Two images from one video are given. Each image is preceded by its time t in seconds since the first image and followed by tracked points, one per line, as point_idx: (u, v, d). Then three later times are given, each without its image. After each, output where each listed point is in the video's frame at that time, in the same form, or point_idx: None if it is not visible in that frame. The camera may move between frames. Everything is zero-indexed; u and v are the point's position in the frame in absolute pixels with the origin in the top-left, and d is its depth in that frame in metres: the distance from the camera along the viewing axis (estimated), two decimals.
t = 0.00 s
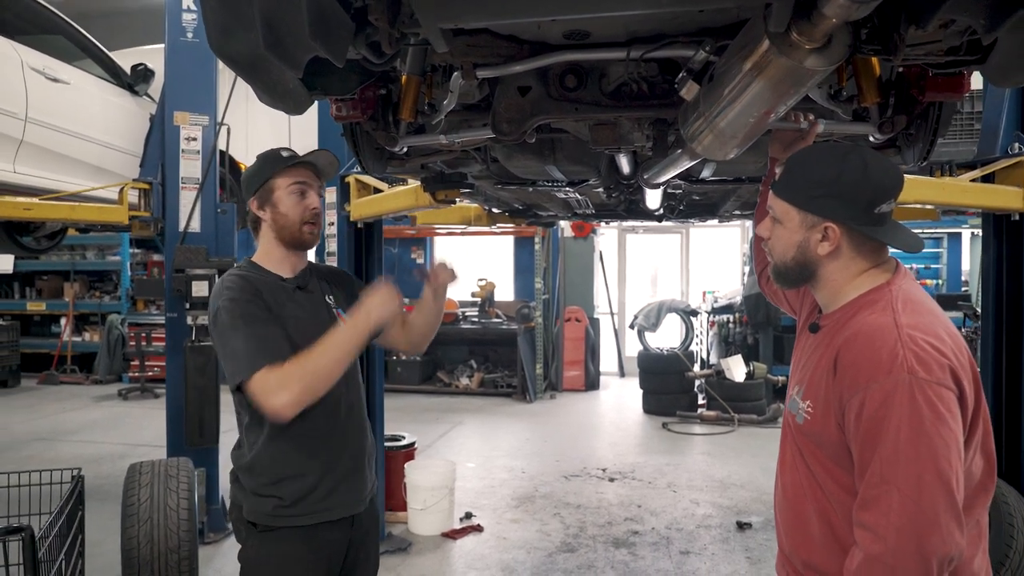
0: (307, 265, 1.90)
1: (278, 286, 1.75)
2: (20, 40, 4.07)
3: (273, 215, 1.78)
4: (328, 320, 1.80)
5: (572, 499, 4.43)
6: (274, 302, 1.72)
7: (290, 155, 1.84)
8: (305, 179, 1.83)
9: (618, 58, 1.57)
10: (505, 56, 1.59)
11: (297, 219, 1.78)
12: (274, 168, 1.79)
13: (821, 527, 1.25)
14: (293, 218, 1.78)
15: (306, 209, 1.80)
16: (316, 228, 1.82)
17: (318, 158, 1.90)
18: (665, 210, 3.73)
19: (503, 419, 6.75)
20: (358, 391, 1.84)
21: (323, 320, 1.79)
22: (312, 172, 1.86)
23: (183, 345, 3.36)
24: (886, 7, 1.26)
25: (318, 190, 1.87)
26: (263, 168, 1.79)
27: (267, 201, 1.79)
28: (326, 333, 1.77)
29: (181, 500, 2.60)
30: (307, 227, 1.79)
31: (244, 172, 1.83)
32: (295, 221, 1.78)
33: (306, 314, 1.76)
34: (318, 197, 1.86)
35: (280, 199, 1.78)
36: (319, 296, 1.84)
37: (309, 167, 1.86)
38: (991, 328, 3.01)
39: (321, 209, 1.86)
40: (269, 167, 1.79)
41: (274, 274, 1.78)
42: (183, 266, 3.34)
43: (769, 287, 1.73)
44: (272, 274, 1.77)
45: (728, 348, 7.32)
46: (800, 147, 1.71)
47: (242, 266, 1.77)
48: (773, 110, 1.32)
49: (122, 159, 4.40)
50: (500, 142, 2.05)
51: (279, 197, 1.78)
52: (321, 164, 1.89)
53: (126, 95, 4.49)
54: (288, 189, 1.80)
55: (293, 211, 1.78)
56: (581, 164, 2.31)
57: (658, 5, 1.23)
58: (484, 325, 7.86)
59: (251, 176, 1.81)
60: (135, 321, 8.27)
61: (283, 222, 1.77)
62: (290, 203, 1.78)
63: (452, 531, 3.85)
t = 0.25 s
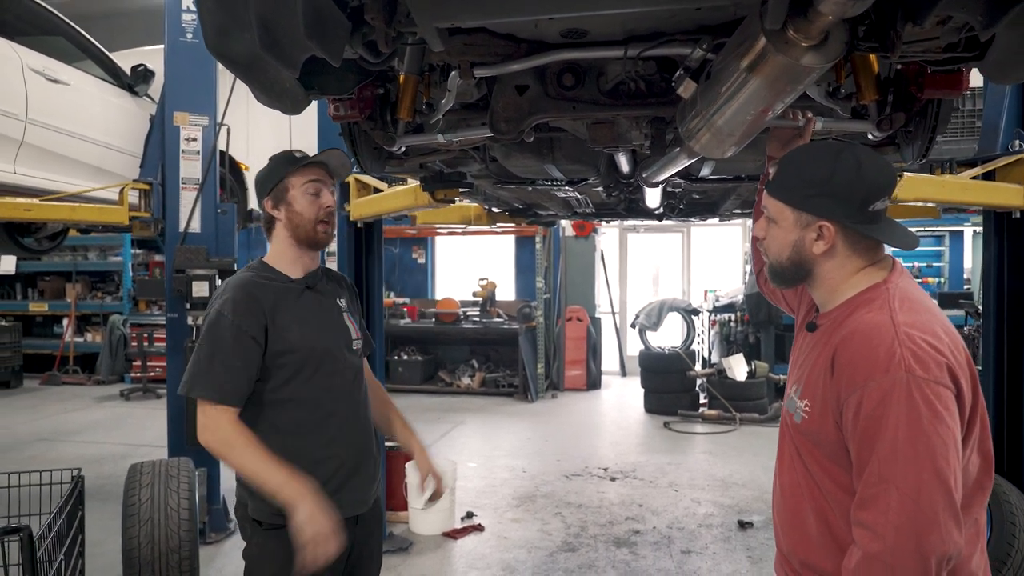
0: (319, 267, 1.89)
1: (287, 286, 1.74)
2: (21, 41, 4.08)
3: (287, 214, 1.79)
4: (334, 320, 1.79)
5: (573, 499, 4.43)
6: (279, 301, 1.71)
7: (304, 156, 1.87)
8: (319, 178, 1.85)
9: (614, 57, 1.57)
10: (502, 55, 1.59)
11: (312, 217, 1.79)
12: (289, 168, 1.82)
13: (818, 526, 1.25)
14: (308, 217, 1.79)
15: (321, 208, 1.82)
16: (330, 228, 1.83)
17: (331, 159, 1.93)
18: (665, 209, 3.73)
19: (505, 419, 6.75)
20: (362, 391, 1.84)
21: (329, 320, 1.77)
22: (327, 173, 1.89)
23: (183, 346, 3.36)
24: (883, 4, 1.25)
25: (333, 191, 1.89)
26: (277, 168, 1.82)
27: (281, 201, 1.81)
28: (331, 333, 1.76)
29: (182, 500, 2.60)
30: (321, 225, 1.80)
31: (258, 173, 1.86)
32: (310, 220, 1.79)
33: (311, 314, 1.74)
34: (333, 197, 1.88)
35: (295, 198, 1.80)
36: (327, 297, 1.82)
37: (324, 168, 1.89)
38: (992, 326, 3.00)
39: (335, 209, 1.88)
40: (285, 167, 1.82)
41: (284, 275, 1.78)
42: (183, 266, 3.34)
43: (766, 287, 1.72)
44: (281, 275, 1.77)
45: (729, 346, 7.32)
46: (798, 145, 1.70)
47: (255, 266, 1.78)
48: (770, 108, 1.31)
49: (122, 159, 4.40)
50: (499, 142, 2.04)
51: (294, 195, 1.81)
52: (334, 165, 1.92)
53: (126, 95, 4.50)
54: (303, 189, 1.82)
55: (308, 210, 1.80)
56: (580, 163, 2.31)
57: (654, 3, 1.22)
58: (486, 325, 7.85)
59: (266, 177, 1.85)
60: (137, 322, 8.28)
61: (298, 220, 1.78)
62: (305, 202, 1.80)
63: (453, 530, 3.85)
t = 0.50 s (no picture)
0: (325, 261, 1.88)
1: (290, 287, 1.74)
2: (21, 42, 4.08)
3: (276, 220, 1.80)
4: (337, 321, 1.79)
5: (574, 498, 4.42)
6: (281, 301, 1.71)
7: (292, 156, 1.81)
8: (302, 182, 1.79)
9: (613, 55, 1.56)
10: (500, 54, 1.59)
11: (296, 223, 1.77)
12: (271, 175, 1.79)
13: (817, 524, 1.25)
14: (292, 222, 1.77)
15: (304, 212, 1.77)
16: (321, 228, 1.79)
17: (323, 157, 1.84)
18: (665, 208, 3.72)
19: (506, 418, 6.75)
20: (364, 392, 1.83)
21: (332, 321, 1.77)
22: (316, 171, 1.83)
23: (184, 346, 3.36)
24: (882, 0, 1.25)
25: (324, 190, 1.82)
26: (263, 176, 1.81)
27: (271, 207, 1.81)
28: (333, 334, 1.76)
29: (182, 500, 2.60)
30: (306, 229, 1.77)
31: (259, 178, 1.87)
32: (294, 225, 1.77)
33: (315, 317, 1.74)
34: (322, 198, 1.81)
35: (279, 205, 1.78)
36: (331, 298, 1.81)
37: (313, 166, 1.82)
38: (994, 325, 2.99)
39: (326, 209, 1.82)
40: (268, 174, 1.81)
41: (287, 275, 1.77)
42: (183, 267, 3.34)
43: (766, 287, 1.71)
44: (283, 275, 1.76)
45: (731, 345, 7.30)
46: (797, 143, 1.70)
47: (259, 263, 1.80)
48: (769, 106, 1.31)
49: (122, 160, 4.40)
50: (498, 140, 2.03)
51: (278, 202, 1.79)
52: (325, 162, 1.84)
53: (126, 96, 4.50)
54: (287, 194, 1.79)
55: (292, 216, 1.77)
56: (579, 161, 2.30)
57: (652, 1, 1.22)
58: (487, 324, 7.85)
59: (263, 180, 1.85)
60: (138, 322, 8.28)
61: (284, 226, 1.78)
62: (288, 208, 1.78)
63: (454, 530, 3.84)
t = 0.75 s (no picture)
0: (319, 263, 1.86)
1: (282, 285, 1.73)
2: (17, 40, 4.07)
3: (271, 218, 1.79)
4: (330, 319, 1.77)
5: (573, 496, 4.42)
6: (272, 301, 1.70)
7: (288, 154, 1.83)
8: (298, 180, 1.80)
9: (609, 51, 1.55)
10: (495, 50, 1.57)
11: (291, 220, 1.76)
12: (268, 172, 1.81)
13: (813, 521, 1.24)
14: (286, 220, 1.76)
15: (299, 209, 1.77)
16: (315, 226, 1.78)
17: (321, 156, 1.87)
18: (663, 205, 3.72)
19: (505, 416, 6.74)
20: (358, 391, 1.82)
21: (325, 320, 1.75)
22: (312, 170, 1.83)
23: (181, 344, 3.35)
24: None
25: (320, 189, 1.83)
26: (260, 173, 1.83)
27: (266, 205, 1.81)
28: (326, 332, 1.74)
29: (179, 500, 2.59)
30: (302, 226, 1.76)
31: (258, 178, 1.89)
32: (289, 222, 1.76)
33: (305, 317, 1.72)
34: (318, 196, 1.82)
35: (274, 202, 1.79)
36: (325, 297, 1.79)
37: (309, 165, 1.83)
38: (991, 322, 2.99)
39: (322, 208, 1.81)
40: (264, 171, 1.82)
41: (278, 273, 1.76)
42: (180, 266, 3.33)
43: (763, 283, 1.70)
44: (275, 274, 1.76)
45: (729, 343, 7.30)
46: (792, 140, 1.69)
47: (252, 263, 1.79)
48: (764, 101, 1.30)
49: (118, 158, 4.38)
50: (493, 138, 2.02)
51: (274, 200, 1.79)
52: (322, 161, 1.84)
53: (122, 94, 4.48)
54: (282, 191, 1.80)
55: (287, 213, 1.77)
56: (576, 159, 2.29)
57: None
58: (486, 323, 7.84)
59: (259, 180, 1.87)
60: (137, 321, 8.27)
61: (278, 223, 1.77)
62: (284, 205, 1.78)
63: (452, 528, 3.84)
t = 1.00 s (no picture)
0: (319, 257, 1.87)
1: (285, 282, 1.72)
2: (10, 38, 4.04)
3: (279, 213, 1.78)
4: (331, 316, 1.76)
5: (569, 494, 4.42)
6: (276, 297, 1.69)
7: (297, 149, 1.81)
8: (311, 176, 1.79)
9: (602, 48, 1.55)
10: (489, 47, 1.57)
11: (303, 216, 1.76)
12: (278, 167, 1.77)
13: (806, 519, 1.24)
14: (298, 216, 1.76)
15: (311, 206, 1.77)
16: (326, 222, 1.79)
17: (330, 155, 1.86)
18: (658, 203, 3.72)
19: (502, 414, 6.74)
20: (358, 386, 1.81)
21: (326, 316, 1.75)
22: (322, 167, 1.83)
23: (176, 343, 3.34)
24: None
25: (329, 187, 1.84)
26: (268, 167, 1.78)
27: (274, 200, 1.79)
28: (328, 329, 1.74)
29: (173, 499, 2.58)
30: (314, 223, 1.77)
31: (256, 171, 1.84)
32: (301, 219, 1.76)
33: (308, 314, 1.72)
34: (327, 194, 1.82)
35: (286, 197, 1.77)
36: (326, 293, 1.80)
37: (318, 163, 1.82)
38: (986, 318, 3.00)
39: (329, 205, 1.83)
40: (273, 166, 1.78)
41: (282, 269, 1.76)
42: (174, 264, 3.32)
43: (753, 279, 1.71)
44: (280, 270, 1.75)
45: (725, 341, 7.31)
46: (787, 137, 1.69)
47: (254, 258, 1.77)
48: (758, 98, 1.30)
49: (112, 156, 4.36)
50: (487, 135, 2.00)
51: (285, 195, 1.77)
52: (332, 159, 1.84)
53: (116, 92, 4.46)
54: (294, 187, 1.78)
55: (300, 210, 1.76)
56: (571, 157, 2.29)
57: None
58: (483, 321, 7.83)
59: (261, 175, 1.81)
60: (132, 320, 8.24)
61: (289, 219, 1.76)
62: (296, 201, 1.77)
63: (448, 526, 3.84)
